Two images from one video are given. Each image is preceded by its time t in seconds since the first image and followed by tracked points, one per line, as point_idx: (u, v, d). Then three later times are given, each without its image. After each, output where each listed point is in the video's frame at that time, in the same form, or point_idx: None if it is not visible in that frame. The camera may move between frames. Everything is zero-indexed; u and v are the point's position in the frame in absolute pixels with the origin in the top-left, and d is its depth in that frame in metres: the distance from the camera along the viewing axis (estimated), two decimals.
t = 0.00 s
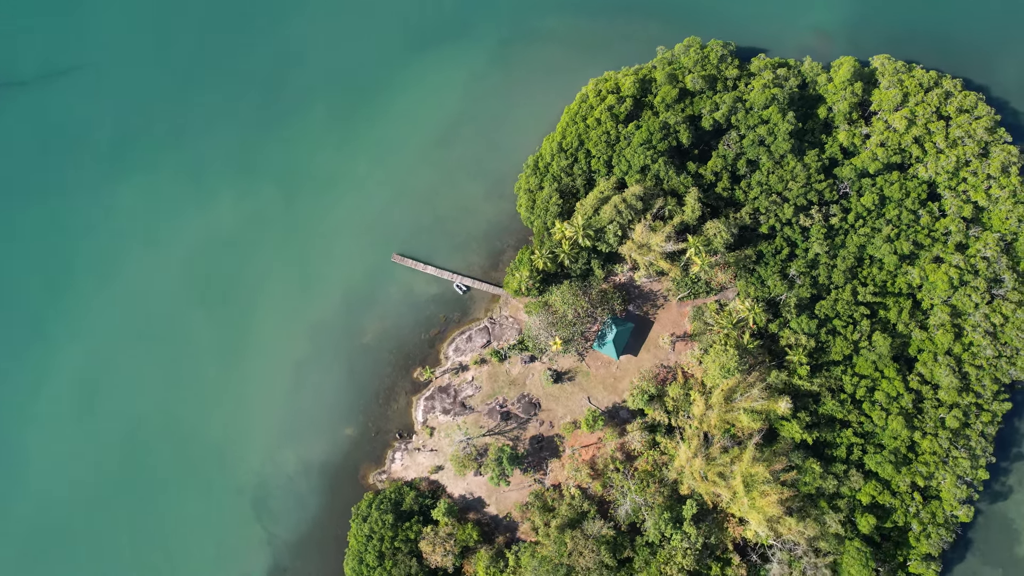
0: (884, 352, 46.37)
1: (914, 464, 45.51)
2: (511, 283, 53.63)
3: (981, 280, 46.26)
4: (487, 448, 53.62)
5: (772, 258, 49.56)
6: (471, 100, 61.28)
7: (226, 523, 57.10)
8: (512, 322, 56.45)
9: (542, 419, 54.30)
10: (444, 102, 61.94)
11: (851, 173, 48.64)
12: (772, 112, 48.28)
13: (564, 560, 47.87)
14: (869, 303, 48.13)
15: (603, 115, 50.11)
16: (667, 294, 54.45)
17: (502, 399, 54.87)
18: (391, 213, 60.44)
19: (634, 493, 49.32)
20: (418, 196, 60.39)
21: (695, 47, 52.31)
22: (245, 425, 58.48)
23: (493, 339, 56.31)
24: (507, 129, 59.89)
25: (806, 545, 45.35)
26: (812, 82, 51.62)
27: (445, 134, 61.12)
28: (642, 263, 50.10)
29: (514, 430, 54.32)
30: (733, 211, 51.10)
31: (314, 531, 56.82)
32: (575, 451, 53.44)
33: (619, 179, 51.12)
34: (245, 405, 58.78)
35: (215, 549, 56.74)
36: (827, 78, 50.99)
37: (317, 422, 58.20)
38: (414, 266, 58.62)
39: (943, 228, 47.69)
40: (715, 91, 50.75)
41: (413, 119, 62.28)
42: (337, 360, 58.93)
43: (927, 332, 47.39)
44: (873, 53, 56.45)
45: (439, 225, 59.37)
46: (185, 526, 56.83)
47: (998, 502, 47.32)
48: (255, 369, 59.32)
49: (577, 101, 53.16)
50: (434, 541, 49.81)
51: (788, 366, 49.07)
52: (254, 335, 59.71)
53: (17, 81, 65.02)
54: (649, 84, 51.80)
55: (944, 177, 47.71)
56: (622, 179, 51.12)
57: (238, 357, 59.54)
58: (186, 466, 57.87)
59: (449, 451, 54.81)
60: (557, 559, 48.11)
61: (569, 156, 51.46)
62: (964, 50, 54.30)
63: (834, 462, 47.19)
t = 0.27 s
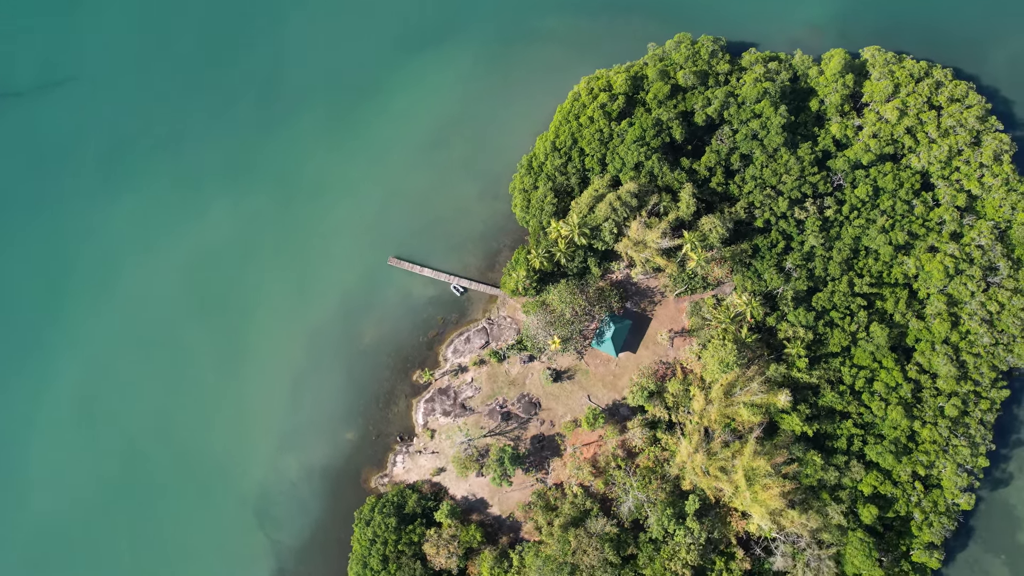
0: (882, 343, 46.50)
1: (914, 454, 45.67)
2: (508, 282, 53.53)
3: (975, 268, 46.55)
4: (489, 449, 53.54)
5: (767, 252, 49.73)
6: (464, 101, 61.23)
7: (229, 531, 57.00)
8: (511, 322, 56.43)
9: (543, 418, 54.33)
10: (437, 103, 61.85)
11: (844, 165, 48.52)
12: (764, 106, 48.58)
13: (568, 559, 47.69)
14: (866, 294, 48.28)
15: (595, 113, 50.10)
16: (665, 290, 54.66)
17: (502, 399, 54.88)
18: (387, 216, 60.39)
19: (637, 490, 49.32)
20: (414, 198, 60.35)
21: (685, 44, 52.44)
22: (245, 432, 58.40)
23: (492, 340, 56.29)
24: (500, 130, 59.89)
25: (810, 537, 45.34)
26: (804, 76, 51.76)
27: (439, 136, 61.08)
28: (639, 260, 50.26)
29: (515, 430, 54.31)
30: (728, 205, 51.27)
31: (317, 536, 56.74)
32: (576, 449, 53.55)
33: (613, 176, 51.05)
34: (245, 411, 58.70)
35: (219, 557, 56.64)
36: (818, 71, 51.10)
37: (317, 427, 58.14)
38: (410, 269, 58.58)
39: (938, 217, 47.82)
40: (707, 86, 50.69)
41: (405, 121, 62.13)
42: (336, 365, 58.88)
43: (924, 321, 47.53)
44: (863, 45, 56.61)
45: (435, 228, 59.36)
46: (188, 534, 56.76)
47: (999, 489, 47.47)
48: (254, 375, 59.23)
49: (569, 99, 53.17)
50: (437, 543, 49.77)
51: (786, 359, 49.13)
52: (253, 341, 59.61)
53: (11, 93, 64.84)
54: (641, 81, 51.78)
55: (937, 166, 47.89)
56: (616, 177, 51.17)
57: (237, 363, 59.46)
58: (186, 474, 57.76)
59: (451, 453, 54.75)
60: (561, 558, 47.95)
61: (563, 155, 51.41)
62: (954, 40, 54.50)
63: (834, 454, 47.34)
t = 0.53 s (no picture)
0: (880, 333, 46.62)
1: (915, 443, 45.80)
2: (505, 283, 53.46)
3: (971, 256, 46.64)
4: (490, 449, 53.66)
5: (763, 245, 49.64)
6: (456, 102, 61.15)
7: (232, 540, 56.84)
8: (509, 323, 56.42)
9: (544, 417, 54.30)
10: (429, 105, 61.75)
11: (837, 157, 48.85)
12: (756, 99, 48.54)
13: (572, 558, 47.73)
14: (862, 284, 48.37)
15: (588, 111, 50.22)
16: (662, 286, 54.66)
17: (502, 400, 54.85)
18: (382, 220, 60.29)
19: (639, 486, 49.37)
20: (408, 201, 60.27)
21: (675, 39, 52.48)
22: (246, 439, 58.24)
23: (490, 341, 56.30)
24: (493, 130, 59.91)
25: (813, 528, 45.43)
26: (794, 69, 51.92)
27: (432, 138, 60.96)
28: (635, 256, 50.22)
29: (516, 430, 54.30)
30: (722, 200, 51.18)
31: (321, 542, 56.68)
32: (578, 448, 53.59)
33: (608, 174, 51.14)
34: (245, 418, 58.56)
35: (223, 566, 56.50)
36: (809, 64, 51.24)
37: (318, 433, 58.06)
38: (407, 272, 58.56)
39: (931, 206, 48.15)
40: (698, 82, 51.01)
41: (399, 125, 62.13)
42: (336, 370, 58.80)
43: (921, 310, 47.52)
44: (853, 37, 56.75)
45: (430, 230, 59.33)
46: (191, 544, 56.58)
47: (1000, 475, 47.59)
48: (253, 382, 59.07)
49: (561, 98, 53.12)
50: (442, 545, 49.82)
51: (785, 352, 49.25)
52: (250, 349, 59.46)
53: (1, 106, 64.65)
54: (632, 77, 51.78)
55: (930, 156, 48.02)
56: (610, 174, 51.17)
57: (235, 370, 59.31)
58: (187, 482, 57.57)
59: (453, 455, 54.78)
60: (565, 557, 48.00)
61: (556, 153, 51.50)
62: (943, 29, 54.66)
63: (835, 445, 47.43)
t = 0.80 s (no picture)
0: (877, 322, 46.80)
1: (915, 431, 45.97)
2: (502, 283, 53.45)
3: (965, 243, 46.80)
4: (492, 450, 53.80)
5: (759, 238, 49.80)
6: (447, 103, 61.02)
7: (236, 549, 56.75)
8: (507, 323, 56.44)
9: (544, 417, 54.32)
10: (421, 106, 61.56)
11: (830, 148, 48.87)
12: (747, 93, 48.61)
13: (577, 556, 47.71)
14: (858, 275, 48.55)
15: (579, 110, 50.18)
16: (658, 282, 54.61)
17: (503, 400, 54.84)
18: (376, 224, 60.16)
19: (642, 483, 49.37)
20: (403, 204, 60.18)
21: (665, 35, 52.53)
22: (247, 447, 58.12)
23: (489, 342, 56.30)
24: (486, 131, 59.89)
25: (816, 520, 45.46)
26: (784, 61, 52.05)
27: (425, 139, 60.82)
28: (631, 253, 50.27)
29: (517, 430, 54.30)
30: (716, 194, 51.40)
31: (325, 548, 56.62)
32: (579, 446, 53.55)
33: (601, 171, 51.14)
34: (246, 427, 58.42)
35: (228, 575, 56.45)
36: (798, 56, 51.38)
37: (319, 440, 57.99)
38: (404, 275, 58.57)
39: (925, 194, 48.19)
40: (689, 77, 50.94)
41: (391, 126, 61.85)
42: (335, 376, 58.72)
43: (917, 299, 47.70)
44: (841, 28, 56.90)
45: (425, 232, 59.28)
46: (195, 555, 56.45)
47: (1000, 460, 47.77)
48: (253, 390, 58.90)
49: (552, 97, 53.09)
50: (446, 547, 49.81)
51: (783, 344, 49.34)
52: (249, 357, 59.30)
53: None
54: (623, 75, 51.86)
55: (922, 144, 48.17)
56: (603, 172, 51.17)
57: (235, 379, 59.12)
58: (190, 492, 57.46)
59: (454, 456, 54.79)
60: (570, 556, 47.92)
61: (549, 153, 51.52)
62: (930, 18, 54.86)
63: (836, 436, 47.43)
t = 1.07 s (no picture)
0: (873, 311, 46.93)
1: (914, 418, 46.09)
2: (499, 284, 53.61)
3: (959, 230, 46.94)
4: (494, 451, 53.83)
5: (753, 231, 49.80)
6: (439, 104, 60.92)
7: (240, 558, 56.63)
8: (504, 323, 56.44)
9: (545, 416, 54.34)
10: (412, 108, 61.42)
11: (821, 139, 49.03)
12: (738, 87, 48.83)
13: (582, 554, 47.91)
14: (853, 264, 48.67)
15: (571, 108, 50.27)
16: (654, 278, 54.71)
17: (503, 401, 54.86)
18: (371, 228, 60.08)
19: (644, 478, 49.44)
20: (397, 207, 60.12)
21: (654, 31, 52.41)
22: (248, 454, 58.00)
23: (487, 342, 56.24)
24: (478, 131, 59.88)
25: (819, 510, 45.63)
26: (773, 54, 52.13)
27: (417, 142, 60.74)
28: (626, 250, 50.52)
29: (518, 430, 54.30)
30: (710, 188, 51.34)
31: (329, 555, 56.55)
32: (581, 444, 53.53)
33: (594, 169, 51.15)
34: (247, 434, 58.30)
35: None
36: (787, 48, 51.48)
37: (320, 445, 57.91)
38: (400, 279, 58.50)
39: (917, 182, 48.34)
40: (679, 72, 50.99)
41: (383, 128, 61.65)
42: (335, 381, 58.63)
43: (913, 286, 47.95)
44: (829, 19, 57.02)
45: (420, 235, 59.27)
46: (199, 564, 56.32)
47: (1000, 445, 47.97)
48: (252, 398, 58.74)
49: (543, 96, 53.13)
50: (451, 550, 49.88)
51: (781, 336, 49.52)
52: (247, 364, 59.14)
53: None
54: (613, 72, 51.99)
55: (913, 133, 48.34)
56: (596, 169, 51.19)
57: (234, 387, 58.92)
58: (192, 500, 57.33)
59: (456, 458, 54.80)
60: (575, 554, 48.12)
61: (542, 152, 51.55)
62: (918, 6, 54.97)
63: (837, 426, 47.54)
